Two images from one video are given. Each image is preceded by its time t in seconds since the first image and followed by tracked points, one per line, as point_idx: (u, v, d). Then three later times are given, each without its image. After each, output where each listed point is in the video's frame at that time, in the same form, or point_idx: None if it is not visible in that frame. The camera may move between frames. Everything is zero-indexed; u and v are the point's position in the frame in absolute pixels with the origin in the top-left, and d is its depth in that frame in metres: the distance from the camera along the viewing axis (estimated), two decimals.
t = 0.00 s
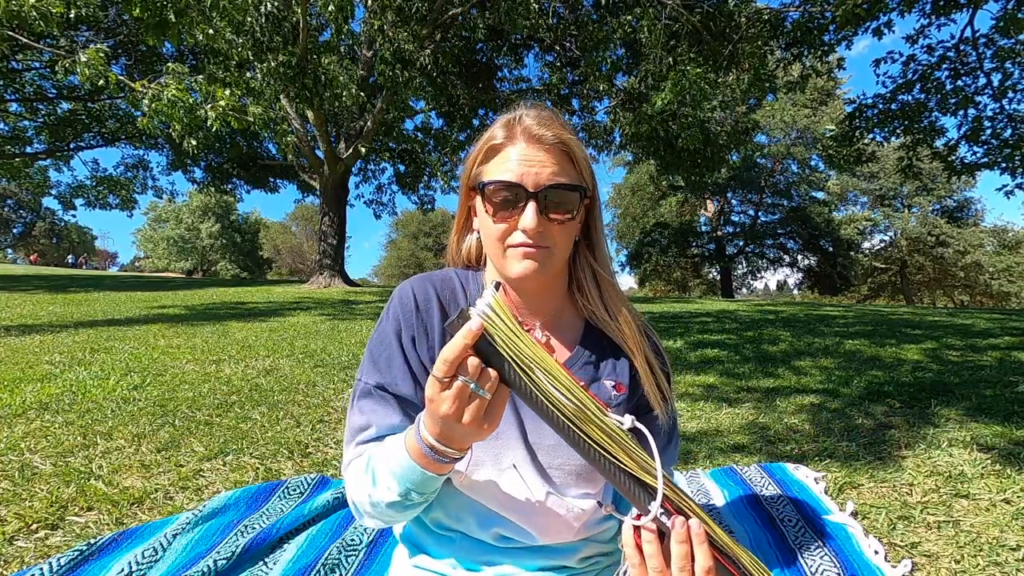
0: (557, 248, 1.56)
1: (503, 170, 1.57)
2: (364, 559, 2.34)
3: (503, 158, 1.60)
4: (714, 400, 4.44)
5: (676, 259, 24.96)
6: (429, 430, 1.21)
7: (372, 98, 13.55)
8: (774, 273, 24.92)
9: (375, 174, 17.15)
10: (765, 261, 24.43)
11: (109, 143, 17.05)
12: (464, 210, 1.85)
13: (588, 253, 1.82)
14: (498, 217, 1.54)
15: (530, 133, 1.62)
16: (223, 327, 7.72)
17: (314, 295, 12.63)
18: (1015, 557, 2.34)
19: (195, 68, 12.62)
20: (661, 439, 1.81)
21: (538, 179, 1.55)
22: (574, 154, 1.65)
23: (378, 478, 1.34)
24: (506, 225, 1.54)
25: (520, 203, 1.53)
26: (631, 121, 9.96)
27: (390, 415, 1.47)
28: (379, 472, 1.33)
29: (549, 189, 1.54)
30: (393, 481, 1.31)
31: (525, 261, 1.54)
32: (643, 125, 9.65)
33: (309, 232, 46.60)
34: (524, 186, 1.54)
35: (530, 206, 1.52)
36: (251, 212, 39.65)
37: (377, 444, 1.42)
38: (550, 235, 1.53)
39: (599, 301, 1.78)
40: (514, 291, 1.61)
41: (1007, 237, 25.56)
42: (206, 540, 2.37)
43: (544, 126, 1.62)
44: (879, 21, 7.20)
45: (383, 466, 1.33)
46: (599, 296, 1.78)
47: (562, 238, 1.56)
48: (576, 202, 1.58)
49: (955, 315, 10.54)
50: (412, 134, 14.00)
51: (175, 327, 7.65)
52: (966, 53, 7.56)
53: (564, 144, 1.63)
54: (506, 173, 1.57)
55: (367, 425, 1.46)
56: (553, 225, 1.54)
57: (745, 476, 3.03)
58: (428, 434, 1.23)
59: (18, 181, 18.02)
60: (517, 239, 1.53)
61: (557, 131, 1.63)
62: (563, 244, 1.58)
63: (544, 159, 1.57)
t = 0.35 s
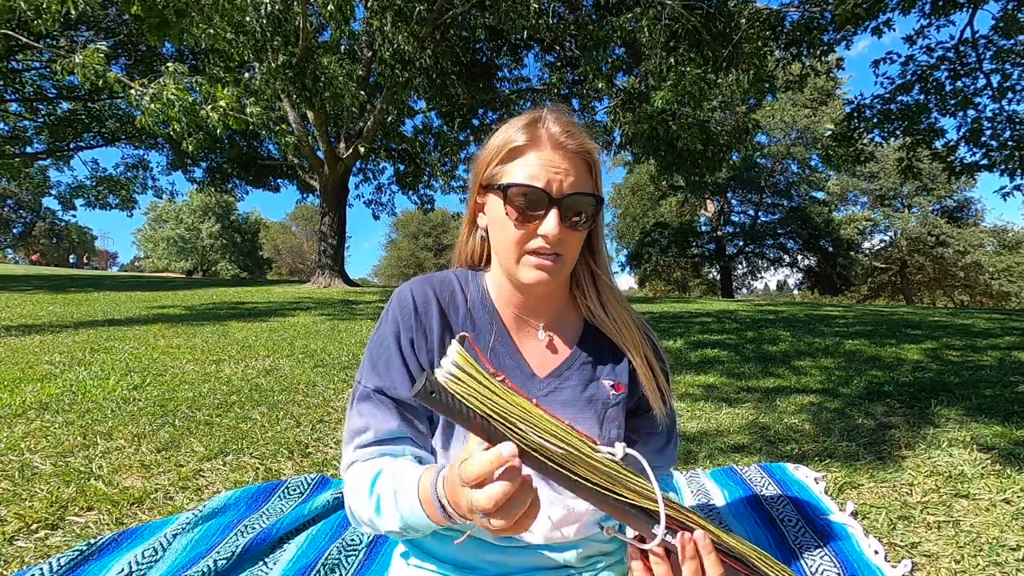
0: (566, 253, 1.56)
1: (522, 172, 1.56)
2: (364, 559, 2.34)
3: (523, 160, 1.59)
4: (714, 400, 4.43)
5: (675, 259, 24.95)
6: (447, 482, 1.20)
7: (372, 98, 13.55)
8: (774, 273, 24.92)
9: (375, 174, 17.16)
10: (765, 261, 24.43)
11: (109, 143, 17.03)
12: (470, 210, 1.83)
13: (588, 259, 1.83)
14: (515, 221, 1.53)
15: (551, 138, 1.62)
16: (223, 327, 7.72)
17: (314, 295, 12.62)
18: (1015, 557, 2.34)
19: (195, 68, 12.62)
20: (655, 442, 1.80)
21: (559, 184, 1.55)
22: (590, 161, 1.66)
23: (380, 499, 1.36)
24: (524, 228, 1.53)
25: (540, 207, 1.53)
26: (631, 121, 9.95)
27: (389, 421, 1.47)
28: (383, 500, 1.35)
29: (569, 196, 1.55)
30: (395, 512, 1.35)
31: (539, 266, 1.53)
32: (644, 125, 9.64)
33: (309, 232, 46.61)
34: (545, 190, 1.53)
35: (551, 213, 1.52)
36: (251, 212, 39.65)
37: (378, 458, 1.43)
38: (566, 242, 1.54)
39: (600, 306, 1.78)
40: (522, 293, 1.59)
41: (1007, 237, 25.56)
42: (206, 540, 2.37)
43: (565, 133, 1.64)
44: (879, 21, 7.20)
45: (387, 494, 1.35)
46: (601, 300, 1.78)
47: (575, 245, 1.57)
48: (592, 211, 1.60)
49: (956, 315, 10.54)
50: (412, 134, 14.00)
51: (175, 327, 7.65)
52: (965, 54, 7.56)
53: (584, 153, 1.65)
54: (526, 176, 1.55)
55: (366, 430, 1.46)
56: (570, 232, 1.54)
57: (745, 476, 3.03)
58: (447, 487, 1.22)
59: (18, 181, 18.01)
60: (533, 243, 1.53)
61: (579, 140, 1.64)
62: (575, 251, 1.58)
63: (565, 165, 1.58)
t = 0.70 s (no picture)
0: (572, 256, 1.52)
1: (497, 156, 1.51)
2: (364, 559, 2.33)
3: (495, 137, 1.53)
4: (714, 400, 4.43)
5: (675, 259, 24.95)
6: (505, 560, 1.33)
7: (372, 98, 13.55)
8: (774, 273, 24.92)
9: (375, 174, 17.18)
10: (765, 261, 24.44)
11: (109, 143, 17.04)
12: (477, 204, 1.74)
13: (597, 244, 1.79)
14: (492, 214, 1.50)
15: (524, 102, 1.52)
16: (223, 327, 7.72)
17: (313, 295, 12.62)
18: (1015, 557, 2.34)
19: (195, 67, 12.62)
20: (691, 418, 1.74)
21: (537, 164, 1.48)
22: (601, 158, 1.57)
23: None
24: (502, 221, 1.49)
25: (516, 192, 1.47)
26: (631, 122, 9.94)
27: (418, 493, 1.30)
28: None
29: (549, 175, 1.48)
30: None
31: (527, 261, 1.48)
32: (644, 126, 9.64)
33: (309, 232, 46.61)
34: (521, 173, 1.48)
35: (532, 199, 1.46)
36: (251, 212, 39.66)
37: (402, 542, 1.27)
38: (553, 228, 1.47)
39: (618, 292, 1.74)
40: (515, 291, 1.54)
41: (1007, 237, 25.55)
42: (206, 540, 2.37)
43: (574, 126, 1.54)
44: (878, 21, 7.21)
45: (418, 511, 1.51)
46: (617, 285, 1.71)
47: (568, 230, 1.51)
48: (582, 187, 1.52)
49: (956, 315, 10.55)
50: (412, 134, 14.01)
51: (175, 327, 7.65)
52: (964, 54, 7.57)
53: (567, 114, 1.54)
54: (500, 158, 1.50)
55: (378, 515, 1.27)
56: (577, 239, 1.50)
57: (746, 476, 3.03)
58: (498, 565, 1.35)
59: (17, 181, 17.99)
60: (515, 238, 1.48)
61: (557, 98, 1.53)
62: (569, 235, 1.52)
63: (541, 136, 1.50)
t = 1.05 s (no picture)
0: (567, 260, 1.54)
1: (498, 169, 1.51)
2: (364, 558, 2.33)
3: (497, 150, 1.54)
4: (714, 400, 4.44)
5: (675, 259, 24.96)
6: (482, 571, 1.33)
7: (372, 98, 13.55)
8: (774, 273, 24.91)
9: (375, 174, 17.21)
10: (765, 261, 24.44)
11: (109, 143, 17.06)
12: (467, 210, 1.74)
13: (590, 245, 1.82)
14: (492, 224, 1.50)
15: (527, 119, 1.53)
16: (223, 327, 7.72)
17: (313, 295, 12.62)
18: (1015, 557, 2.34)
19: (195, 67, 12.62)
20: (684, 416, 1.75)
21: (538, 179, 1.50)
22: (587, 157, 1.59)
23: None
24: (501, 230, 1.50)
25: (516, 205, 1.49)
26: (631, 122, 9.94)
27: (404, 488, 1.31)
28: None
29: (550, 190, 1.49)
30: None
31: (525, 270, 1.49)
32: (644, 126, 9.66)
33: (309, 232, 46.61)
34: (523, 186, 1.48)
35: (528, 209, 1.47)
36: (251, 212, 39.67)
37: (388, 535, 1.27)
38: (550, 240, 1.49)
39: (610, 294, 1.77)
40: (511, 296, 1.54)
41: (1007, 237, 25.51)
42: (206, 540, 2.37)
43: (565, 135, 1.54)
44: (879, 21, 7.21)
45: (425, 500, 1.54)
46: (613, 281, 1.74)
47: (565, 242, 1.53)
48: (580, 201, 1.54)
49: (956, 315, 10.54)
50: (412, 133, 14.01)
51: (175, 327, 7.65)
52: (965, 54, 7.56)
53: (570, 134, 1.56)
54: (501, 171, 1.51)
55: (363, 509, 1.28)
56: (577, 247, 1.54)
57: (746, 476, 3.03)
58: None
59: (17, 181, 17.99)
60: (514, 247, 1.48)
61: (562, 118, 1.54)
62: (567, 247, 1.53)
63: (543, 153, 1.51)
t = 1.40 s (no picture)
0: (559, 251, 1.56)
1: (493, 164, 1.54)
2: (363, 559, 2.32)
3: (492, 147, 1.57)
4: (713, 399, 4.44)
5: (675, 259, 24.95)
6: None
7: (372, 98, 13.55)
8: (774, 273, 24.89)
9: (375, 174, 17.21)
10: (765, 261, 24.43)
11: (109, 143, 17.06)
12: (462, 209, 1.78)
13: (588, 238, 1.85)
14: (489, 217, 1.53)
15: (520, 116, 1.57)
16: (224, 327, 7.72)
17: (314, 295, 12.62)
18: (1015, 557, 2.34)
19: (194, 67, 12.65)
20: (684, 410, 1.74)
21: (531, 172, 1.52)
22: (575, 149, 1.62)
23: None
24: (499, 223, 1.52)
25: (512, 197, 1.51)
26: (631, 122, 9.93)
27: (383, 475, 1.42)
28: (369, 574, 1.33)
29: (543, 184, 1.52)
30: None
31: (521, 260, 1.52)
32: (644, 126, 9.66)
33: (309, 232, 46.62)
34: (517, 180, 1.51)
35: (523, 202, 1.49)
36: (251, 212, 39.68)
37: (366, 515, 1.39)
38: (545, 231, 1.52)
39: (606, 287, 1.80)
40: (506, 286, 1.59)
41: (1007, 237, 25.47)
42: (206, 540, 2.37)
43: (553, 126, 1.58)
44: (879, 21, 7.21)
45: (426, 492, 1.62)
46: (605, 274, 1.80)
47: (559, 233, 1.55)
48: (573, 192, 1.55)
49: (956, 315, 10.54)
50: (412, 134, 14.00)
51: (176, 327, 7.65)
52: (965, 53, 7.56)
53: (559, 128, 1.59)
54: (496, 167, 1.54)
55: (346, 492, 1.41)
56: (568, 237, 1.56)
57: (746, 476, 3.03)
58: None
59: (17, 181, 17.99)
60: (511, 239, 1.52)
61: (552, 114, 1.58)
62: (560, 238, 1.56)
63: (536, 147, 1.54)
